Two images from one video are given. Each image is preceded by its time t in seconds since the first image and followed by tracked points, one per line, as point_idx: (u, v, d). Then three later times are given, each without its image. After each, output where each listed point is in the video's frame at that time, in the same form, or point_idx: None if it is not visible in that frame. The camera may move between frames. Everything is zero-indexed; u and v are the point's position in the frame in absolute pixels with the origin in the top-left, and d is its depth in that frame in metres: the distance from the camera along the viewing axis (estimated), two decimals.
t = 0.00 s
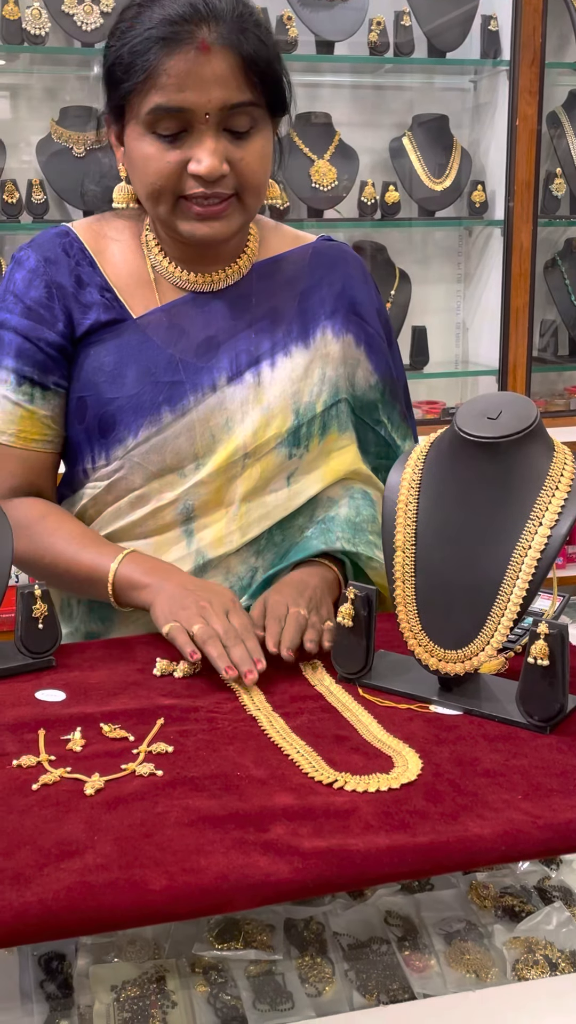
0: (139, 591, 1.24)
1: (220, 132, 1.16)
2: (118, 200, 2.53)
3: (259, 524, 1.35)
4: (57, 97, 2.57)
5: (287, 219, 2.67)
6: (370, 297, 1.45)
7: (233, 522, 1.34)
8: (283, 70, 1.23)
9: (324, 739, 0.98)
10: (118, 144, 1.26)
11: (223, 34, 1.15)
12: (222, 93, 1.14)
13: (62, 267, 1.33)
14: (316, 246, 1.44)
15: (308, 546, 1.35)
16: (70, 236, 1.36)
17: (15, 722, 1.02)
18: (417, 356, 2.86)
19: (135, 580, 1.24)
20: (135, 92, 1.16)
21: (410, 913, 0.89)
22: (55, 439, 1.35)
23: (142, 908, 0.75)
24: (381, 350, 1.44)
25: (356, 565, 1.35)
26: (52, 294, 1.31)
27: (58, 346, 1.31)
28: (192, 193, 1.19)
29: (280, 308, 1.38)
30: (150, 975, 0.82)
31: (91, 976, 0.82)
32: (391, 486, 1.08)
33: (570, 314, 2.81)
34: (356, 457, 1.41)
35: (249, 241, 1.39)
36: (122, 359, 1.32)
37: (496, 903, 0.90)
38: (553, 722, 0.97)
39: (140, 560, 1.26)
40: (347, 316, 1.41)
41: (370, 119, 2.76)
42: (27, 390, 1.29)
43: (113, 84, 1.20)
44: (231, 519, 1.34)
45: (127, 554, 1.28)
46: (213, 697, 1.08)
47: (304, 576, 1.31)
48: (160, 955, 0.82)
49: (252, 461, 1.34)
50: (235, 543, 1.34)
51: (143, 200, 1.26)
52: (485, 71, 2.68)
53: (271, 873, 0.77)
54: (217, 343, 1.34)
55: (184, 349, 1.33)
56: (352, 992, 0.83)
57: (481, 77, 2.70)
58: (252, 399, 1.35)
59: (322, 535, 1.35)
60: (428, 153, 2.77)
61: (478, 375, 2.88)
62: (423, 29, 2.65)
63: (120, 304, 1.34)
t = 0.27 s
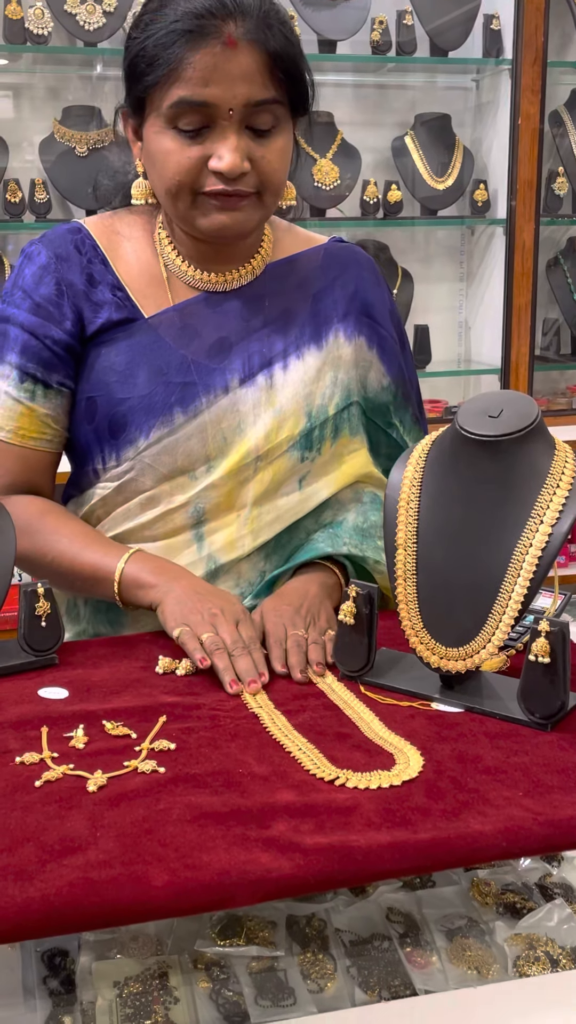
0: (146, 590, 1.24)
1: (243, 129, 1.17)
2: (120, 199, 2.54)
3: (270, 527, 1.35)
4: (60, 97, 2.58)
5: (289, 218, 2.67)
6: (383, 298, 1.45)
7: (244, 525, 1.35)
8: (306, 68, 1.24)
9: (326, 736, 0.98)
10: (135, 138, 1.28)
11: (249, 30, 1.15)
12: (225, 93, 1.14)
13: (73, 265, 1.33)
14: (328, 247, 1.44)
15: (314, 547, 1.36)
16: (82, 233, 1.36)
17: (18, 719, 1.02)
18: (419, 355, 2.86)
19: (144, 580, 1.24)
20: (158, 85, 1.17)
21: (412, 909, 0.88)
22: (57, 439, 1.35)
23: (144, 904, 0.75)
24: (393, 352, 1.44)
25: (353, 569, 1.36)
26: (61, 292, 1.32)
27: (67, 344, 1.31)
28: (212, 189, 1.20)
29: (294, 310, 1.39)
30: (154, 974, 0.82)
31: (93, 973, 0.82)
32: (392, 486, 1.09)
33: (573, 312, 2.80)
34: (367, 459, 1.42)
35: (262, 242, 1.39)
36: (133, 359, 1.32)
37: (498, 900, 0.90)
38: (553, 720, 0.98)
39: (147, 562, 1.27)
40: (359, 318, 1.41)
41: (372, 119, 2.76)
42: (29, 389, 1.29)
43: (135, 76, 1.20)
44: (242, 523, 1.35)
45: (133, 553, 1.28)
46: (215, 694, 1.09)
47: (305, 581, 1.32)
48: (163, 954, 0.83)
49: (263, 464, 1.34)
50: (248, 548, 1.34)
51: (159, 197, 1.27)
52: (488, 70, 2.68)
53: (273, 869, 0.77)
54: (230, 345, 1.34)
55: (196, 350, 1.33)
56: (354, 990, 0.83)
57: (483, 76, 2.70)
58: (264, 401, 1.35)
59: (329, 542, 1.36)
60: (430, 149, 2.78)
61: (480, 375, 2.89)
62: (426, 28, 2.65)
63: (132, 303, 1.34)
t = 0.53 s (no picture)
0: (148, 590, 1.25)
1: (244, 122, 1.17)
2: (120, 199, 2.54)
3: (274, 533, 1.36)
4: (60, 97, 2.58)
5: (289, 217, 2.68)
6: (390, 299, 1.44)
7: (249, 532, 1.35)
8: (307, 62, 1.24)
9: (325, 734, 0.99)
10: (136, 136, 1.28)
11: (250, 21, 1.16)
12: (225, 93, 1.15)
13: (75, 267, 1.34)
14: (334, 249, 1.44)
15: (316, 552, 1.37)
16: (84, 235, 1.36)
17: (18, 717, 1.03)
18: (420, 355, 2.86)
19: (148, 580, 1.25)
20: (158, 77, 1.18)
21: (411, 907, 0.89)
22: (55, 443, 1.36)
23: (144, 900, 0.75)
24: (399, 354, 1.43)
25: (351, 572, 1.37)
26: (62, 294, 1.32)
27: (66, 348, 1.32)
28: (213, 185, 1.19)
29: (299, 312, 1.39)
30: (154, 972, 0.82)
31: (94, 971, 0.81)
32: (392, 484, 1.09)
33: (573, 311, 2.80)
34: (366, 466, 1.42)
35: (268, 243, 1.39)
36: (136, 362, 1.33)
37: (497, 898, 0.91)
38: (553, 717, 0.98)
39: (151, 561, 1.27)
40: (365, 320, 1.41)
41: (372, 118, 2.77)
42: (27, 392, 1.30)
43: (135, 70, 1.21)
44: (247, 529, 1.35)
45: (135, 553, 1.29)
46: (215, 693, 1.09)
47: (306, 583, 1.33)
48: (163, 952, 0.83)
49: (268, 470, 1.35)
50: (252, 555, 1.35)
51: (162, 198, 1.27)
52: (488, 70, 2.68)
53: (272, 866, 0.78)
54: (234, 349, 1.35)
55: (199, 355, 1.33)
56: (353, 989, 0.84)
57: (483, 75, 2.70)
58: (269, 406, 1.35)
59: (331, 544, 1.37)
60: (430, 149, 2.79)
61: (480, 375, 2.89)
62: (426, 28, 2.66)
63: (135, 306, 1.34)
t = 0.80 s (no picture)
0: (145, 591, 1.25)
1: (250, 128, 1.17)
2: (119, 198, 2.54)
3: (273, 541, 1.36)
4: (60, 98, 2.58)
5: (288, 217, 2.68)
6: (394, 305, 1.44)
7: (249, 537, 1.35)
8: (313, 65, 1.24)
9: (324, 734, 0.99)
10: (139, 137, 1.28)
11: (257, 25, 1.16)
12: (227, 93, 1.15)
13: (75, 269, 1.34)
14: (338, 253, 1.44)
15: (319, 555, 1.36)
16: (84, 236, 1.36)
17: (18, 716, 1.03)
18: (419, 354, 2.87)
19: (144, 579, 1.25)
20: (163, 81, 1.18)
21: (411, 906, 0.89)
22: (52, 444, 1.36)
23: (143, 900, 0.75)
24: (403, 359, 1.43)
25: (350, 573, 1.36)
26: (62, 295, 1.32)
27: (65, 351, 1.32)
28: (218, 190, 1.20)
29: (301, 317, 1.39)
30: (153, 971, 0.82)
31: (94, 971, 0.81)
32: (391, 485, 1.09)
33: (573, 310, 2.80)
34: (367, 473, 1.43)
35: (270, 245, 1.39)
36: (136, 367, 1.33)
37: (497, 898, 0.90)
38: (552, 716, 0.98)
39: (146, 561, 1.27)
40: (368, 327, 1.41)
41: (372, 118, 2.77)
42: (24, 393, 1.30)
43: (140, 72, 1.21)
44: (247, 535, 1.35)
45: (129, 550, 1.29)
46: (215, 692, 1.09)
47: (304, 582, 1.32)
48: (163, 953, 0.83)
49: (268, 476, 1.35)
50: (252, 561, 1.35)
51: (165, 201, 1.27)
52: (488, 70, 2.68)
53: (272, 865, 0.78)
54: (235, 354, 1.35)
55: (199, 359, 1.33)
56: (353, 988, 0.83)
57: (483, 76, 2.70)
58: (269, 411, 1.35)
59: (332, 550, 1.36)
60: (430, 149, 2.79)
61: (480, 375, 2.88)
62: (425, 28, 2.66)
63: (136, 310, 1.34)
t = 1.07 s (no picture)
0: (145, 590, 1.24)
1: (256, 128, 1.18)
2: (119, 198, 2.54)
3: (274, 540, 1.36)
4: (60, 98, 2.58)
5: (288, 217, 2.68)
6: (395, 306, 1.44)
7: (250, 536, 1.36)
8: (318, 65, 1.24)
9: (325, 734, 0.99)
10: (142, 137, 1.28)
11: (263, 26, 1.16)
12: (230, 92, 1.15)
13: (76, 267, 1.34)
14: (338, 254, 1.44)
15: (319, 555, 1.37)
16: (85, 235, 1.36)
17: (18, 717, 1.03)
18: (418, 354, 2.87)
19: (145, 581, 1.25)
20: (169, 83, 1.17)
21: (412, 906, 0.89)
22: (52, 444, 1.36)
23: (145, 901, 0.75)
24: (402, 360, 1.42)
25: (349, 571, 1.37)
26: (63, 294, 1.32)
27: (66, 349, 1.32)
28: (223, 190, 1.20)
29: (301, 317, 1.39)
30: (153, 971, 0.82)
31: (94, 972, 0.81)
32: (391, 485, 1.09)
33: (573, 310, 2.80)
34: (366, 473, 1.43)
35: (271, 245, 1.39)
36: (137, 365, 1.33)
37: (497, 897, 0.90)
38: (553, 716, 0.98)
39: (146, 563, 1.27)
40: (368, 327, 1.41)
41: (371, 118, 2.77)
42: (25, 392, 1.30)
43: (145, 73, 1.20)
44: (247, 534, 1.36)
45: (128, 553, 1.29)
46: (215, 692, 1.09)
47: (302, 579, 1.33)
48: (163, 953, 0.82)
49: (269, 475, 1.35)
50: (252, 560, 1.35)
51: (168, 199, 1.27)
52: (487, 70, 2.68)
53: (274, 866, 0.78)
54: (236, 353, 1.35)
55: (200, 358, 1.33)
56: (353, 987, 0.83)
57: (483, 75, 2.70)
58: (270, 411, 1.35)
59: (333, 549, 1.37)
60: (430, 149, 2.79)
61: (480, 375, 2.88)
62: (425, 28, 2.66)
63: (137, 309, 1.34)
